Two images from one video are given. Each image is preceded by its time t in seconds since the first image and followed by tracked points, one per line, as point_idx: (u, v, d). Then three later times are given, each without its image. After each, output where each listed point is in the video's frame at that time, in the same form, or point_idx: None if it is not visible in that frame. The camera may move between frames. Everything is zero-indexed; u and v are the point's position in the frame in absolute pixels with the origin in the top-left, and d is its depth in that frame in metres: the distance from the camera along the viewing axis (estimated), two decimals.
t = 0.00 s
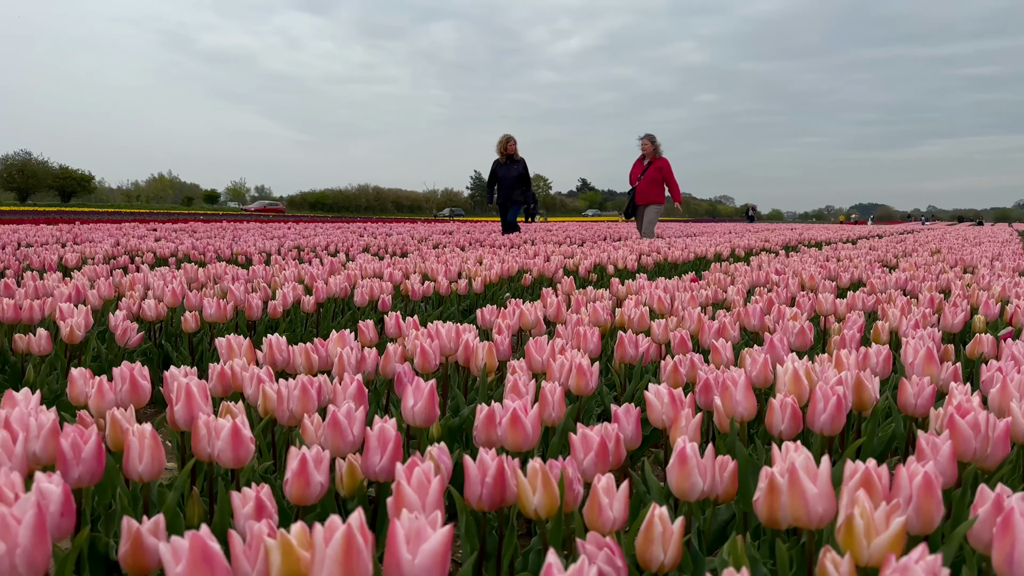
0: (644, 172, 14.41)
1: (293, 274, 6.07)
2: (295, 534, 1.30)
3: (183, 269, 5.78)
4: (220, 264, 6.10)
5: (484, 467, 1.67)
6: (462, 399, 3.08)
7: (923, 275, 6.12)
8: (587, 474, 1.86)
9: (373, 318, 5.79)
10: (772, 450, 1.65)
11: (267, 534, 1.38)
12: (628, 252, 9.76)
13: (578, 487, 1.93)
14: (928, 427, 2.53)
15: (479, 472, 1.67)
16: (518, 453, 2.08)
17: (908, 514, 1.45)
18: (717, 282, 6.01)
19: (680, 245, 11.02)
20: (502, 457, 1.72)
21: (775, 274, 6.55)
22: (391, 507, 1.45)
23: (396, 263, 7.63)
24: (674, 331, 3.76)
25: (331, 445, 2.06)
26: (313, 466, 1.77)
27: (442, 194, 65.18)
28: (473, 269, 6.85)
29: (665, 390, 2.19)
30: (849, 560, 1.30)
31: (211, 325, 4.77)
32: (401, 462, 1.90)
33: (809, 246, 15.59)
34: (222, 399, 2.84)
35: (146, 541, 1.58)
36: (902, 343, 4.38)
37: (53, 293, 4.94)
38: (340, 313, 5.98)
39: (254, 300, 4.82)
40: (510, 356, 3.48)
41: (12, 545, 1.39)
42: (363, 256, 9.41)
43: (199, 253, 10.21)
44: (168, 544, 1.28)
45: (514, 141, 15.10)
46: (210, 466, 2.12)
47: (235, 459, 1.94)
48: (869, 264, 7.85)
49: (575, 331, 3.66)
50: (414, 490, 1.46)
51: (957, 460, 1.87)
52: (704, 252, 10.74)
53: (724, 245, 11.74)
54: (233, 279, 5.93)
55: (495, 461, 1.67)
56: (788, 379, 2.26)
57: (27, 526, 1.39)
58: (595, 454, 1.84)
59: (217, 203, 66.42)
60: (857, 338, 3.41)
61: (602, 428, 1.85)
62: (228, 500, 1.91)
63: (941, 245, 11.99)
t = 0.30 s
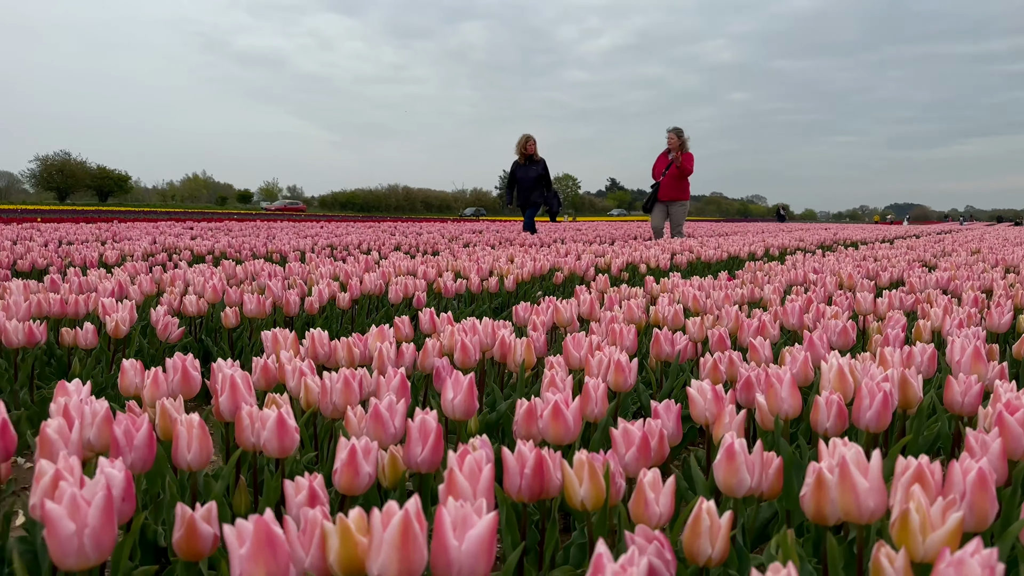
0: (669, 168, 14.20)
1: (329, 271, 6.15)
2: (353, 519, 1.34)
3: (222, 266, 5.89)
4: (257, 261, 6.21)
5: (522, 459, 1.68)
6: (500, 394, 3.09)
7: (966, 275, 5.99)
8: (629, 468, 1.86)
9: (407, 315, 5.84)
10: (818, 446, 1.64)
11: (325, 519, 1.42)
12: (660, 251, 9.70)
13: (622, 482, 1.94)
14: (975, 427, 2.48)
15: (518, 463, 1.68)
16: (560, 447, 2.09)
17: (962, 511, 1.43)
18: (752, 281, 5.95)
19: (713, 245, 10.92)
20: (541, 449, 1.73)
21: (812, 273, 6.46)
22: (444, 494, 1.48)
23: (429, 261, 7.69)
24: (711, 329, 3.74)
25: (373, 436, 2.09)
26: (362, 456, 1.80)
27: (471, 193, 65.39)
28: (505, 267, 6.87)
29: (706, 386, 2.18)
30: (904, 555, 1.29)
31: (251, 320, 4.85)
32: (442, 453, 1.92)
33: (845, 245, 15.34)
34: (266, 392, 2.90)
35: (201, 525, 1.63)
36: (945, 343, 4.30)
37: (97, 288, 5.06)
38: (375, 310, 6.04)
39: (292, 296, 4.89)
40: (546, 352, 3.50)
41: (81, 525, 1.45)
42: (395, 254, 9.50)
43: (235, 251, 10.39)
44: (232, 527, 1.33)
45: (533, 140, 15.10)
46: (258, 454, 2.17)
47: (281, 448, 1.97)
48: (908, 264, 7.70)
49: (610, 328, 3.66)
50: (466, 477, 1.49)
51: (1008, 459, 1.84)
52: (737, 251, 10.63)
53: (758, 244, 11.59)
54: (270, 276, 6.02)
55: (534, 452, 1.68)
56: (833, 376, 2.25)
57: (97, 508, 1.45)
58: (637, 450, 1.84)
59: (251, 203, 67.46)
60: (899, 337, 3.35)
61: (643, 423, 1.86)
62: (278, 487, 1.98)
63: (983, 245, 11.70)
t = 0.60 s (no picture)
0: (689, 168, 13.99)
1: (366, 271, 6.23)
2: (403, 514, 1.36)
3: (263, 265, 6.01)
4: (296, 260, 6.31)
5: (571, 458, 1.70)
6: (538, 394, 3.11)
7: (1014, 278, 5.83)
8: (674, 470, 1.86)
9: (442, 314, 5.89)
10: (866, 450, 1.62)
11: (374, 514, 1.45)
12: (695, 252, 9.62)
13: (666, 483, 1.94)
14: None
15: (566, 462, 1.70)
16: (602, 447, 2.10)
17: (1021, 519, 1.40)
18: (790, 283, 5.87)
19: (749, 245, 10.79)
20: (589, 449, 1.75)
21: (852, 275, 6.36)
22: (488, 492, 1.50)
23: (464, 261, 7.74)
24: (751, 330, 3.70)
25: (418, 433, 2.12)
26: (409, 454, 1.83)
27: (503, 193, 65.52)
28: (539, 267, 6.87)
29: (752, 389, 2.18)
30: (959, 560, 1.28)
31: (292, 318, 4.94)
32: (485, 452, 1.94)
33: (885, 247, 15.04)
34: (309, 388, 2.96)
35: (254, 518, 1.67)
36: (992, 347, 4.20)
37: (143, 286, 5.19)
38: (411, 309, 6.10)
39: (331, 294, 4.97)
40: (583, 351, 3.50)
41: (141, 517, 1.50)
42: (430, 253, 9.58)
43: (273, 249, 10.57)
44: (289, 520, 1.36)
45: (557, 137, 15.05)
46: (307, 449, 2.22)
47: (330, 444, 2.01)
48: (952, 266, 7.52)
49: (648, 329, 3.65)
50: (510, 475, 1.51)
51: None
52: (774, 252, 10.49)
53: (795, 245, 11.42)
54: (308, 274, 6.12)
55: (582, 452, 1.69)
56: (878, 379, 2.22)
57: (155, 500, 1.50)
58: (684, 451, 1.85)
59: (286, 202, 68.46)
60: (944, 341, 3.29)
61: (691, 425, 1.86)
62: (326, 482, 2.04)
63: None
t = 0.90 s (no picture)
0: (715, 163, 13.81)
1: (405, 270, 6.32)
2: (459, 503, 1.42)
3: (305, 263, 6.13)
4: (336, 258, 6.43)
5: (618, 456, 1.72)
6: (579, 393, 3.14)
7: None
8: (721, 470, 1.88)
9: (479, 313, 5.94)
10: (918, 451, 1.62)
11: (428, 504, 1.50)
12: (732, 253, 9.53)
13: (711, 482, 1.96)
14: None
15: (614, 459, 1.73)
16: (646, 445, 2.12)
17: None
18: (831, 285, 5.80)
19: (787, 247, 10.64)
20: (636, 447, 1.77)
21: (894, 277, 6.24)
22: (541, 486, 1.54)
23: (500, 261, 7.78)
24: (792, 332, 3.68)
25: (464, 427, 2.17)
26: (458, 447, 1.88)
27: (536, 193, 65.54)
28: (575, 268, 6.88)
29: (797, 389, 2.18)
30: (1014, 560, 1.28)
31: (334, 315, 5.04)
32: (533, 446, 1.98)
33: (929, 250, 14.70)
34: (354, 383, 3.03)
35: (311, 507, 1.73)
36: None
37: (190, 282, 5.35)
38: (449, 308, 6.17)
39: (371, 292, 5.06)
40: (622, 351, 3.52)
41: (207, 501, 1.58)
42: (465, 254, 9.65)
43: (312, 247, 10.76)
44: (346, 508, 1.40)
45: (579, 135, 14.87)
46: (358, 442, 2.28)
47: (384, 436, 2.08)
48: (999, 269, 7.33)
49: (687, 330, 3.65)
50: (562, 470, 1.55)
51: None
52: (813, 254, 10.33)
53: (835, 247, 11.23)
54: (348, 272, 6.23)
55: (629, 450, 1.72)
56: (922, 383, 2.21)
57: (221, 485, 1.58)
58: (731, 451, 1.86)
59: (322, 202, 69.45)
60: (993, 345, 3.23)
61: (737, 425, 1.87)
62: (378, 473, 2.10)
63: None
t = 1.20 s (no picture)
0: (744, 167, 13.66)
1: (443, 271, 6.40)
2: (511, 501, 1.47)
3: (346, 263, 6.26)
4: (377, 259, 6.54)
5: (661, 459, 1.76)
6: (619, 396, 3.17)
7: None
8: (763, 474, 1.91)
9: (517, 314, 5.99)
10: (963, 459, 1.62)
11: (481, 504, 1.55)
12: (772, 256, 9.42)
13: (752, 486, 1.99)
14: None
15: (656, 462, 1.76)
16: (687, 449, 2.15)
17: None
18: (874, 290, 5.71)
19: (829, 251, 10.47)
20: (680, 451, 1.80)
21: (940, 282, 6.11)
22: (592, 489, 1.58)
23: (537, 263, 7.83)
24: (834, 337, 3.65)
25: (507, 428, 2.22)
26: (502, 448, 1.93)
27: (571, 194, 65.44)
28: (612, 270, 6.89)
29: (842, 395, 2.19)
30: None
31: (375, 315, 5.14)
32: (575, 448, 2.02)
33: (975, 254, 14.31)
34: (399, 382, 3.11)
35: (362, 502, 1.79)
36: None
37: (237, 281, 5.51)
38: (487, 309, 6.23)
39: (411, 293, 5.15)
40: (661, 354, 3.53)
41: (269, 494, 1.65)
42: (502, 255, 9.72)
43: (352, 247, 10.94)
44: (400, 503, 1.48)
45: (600, 133, 14.86)
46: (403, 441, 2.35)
47: (429, 435, 2.15)
48: None
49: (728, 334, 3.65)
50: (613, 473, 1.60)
51: None
52: (855, 258, 10.15)
53: (877, 251, 11.02)
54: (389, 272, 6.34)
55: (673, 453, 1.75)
56: (972, 390, 2.20)
57: (281, 480, 1.65)
58: (769, 456, 1.89)
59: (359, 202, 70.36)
60: None
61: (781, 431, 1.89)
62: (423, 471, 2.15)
63: None
